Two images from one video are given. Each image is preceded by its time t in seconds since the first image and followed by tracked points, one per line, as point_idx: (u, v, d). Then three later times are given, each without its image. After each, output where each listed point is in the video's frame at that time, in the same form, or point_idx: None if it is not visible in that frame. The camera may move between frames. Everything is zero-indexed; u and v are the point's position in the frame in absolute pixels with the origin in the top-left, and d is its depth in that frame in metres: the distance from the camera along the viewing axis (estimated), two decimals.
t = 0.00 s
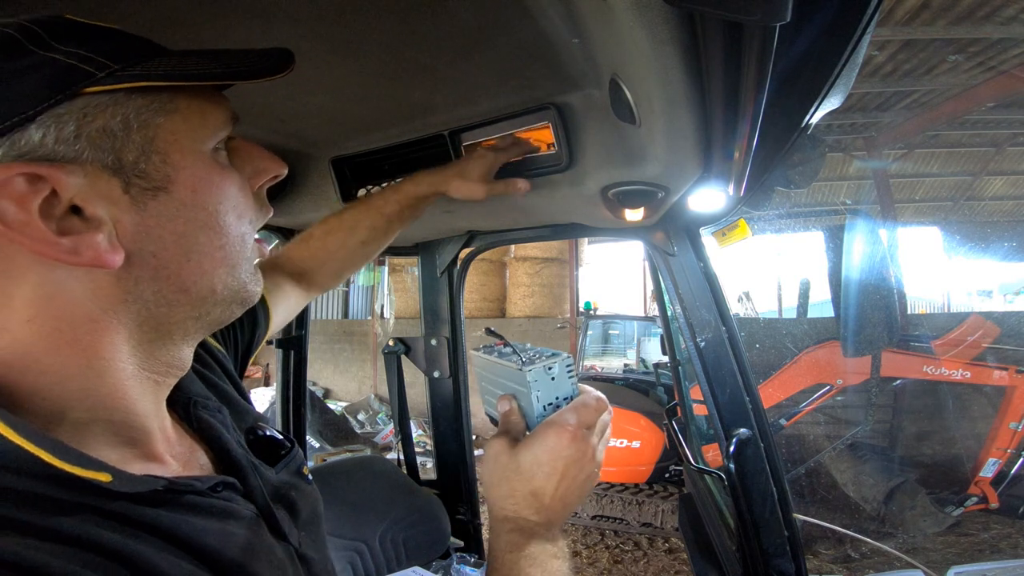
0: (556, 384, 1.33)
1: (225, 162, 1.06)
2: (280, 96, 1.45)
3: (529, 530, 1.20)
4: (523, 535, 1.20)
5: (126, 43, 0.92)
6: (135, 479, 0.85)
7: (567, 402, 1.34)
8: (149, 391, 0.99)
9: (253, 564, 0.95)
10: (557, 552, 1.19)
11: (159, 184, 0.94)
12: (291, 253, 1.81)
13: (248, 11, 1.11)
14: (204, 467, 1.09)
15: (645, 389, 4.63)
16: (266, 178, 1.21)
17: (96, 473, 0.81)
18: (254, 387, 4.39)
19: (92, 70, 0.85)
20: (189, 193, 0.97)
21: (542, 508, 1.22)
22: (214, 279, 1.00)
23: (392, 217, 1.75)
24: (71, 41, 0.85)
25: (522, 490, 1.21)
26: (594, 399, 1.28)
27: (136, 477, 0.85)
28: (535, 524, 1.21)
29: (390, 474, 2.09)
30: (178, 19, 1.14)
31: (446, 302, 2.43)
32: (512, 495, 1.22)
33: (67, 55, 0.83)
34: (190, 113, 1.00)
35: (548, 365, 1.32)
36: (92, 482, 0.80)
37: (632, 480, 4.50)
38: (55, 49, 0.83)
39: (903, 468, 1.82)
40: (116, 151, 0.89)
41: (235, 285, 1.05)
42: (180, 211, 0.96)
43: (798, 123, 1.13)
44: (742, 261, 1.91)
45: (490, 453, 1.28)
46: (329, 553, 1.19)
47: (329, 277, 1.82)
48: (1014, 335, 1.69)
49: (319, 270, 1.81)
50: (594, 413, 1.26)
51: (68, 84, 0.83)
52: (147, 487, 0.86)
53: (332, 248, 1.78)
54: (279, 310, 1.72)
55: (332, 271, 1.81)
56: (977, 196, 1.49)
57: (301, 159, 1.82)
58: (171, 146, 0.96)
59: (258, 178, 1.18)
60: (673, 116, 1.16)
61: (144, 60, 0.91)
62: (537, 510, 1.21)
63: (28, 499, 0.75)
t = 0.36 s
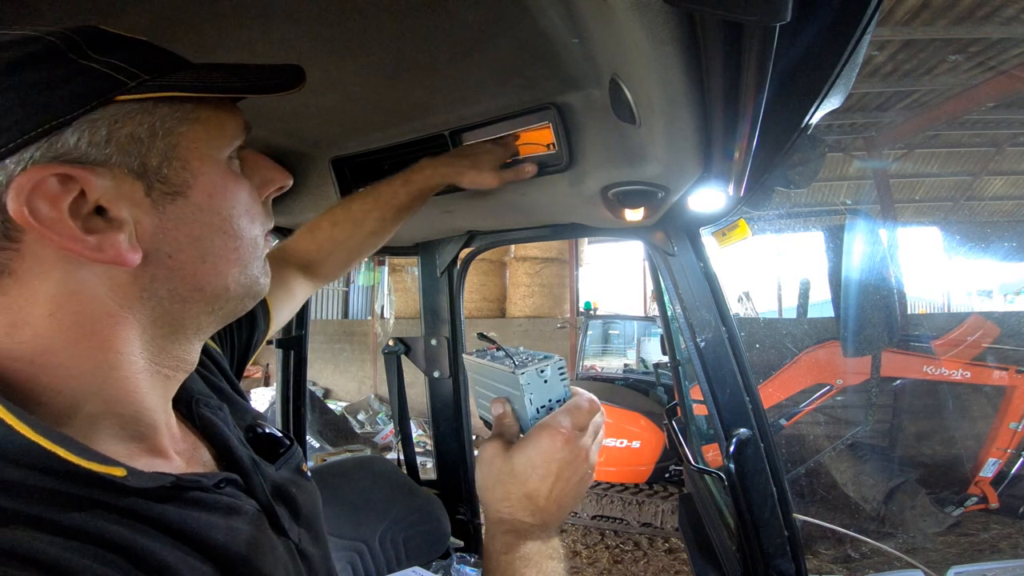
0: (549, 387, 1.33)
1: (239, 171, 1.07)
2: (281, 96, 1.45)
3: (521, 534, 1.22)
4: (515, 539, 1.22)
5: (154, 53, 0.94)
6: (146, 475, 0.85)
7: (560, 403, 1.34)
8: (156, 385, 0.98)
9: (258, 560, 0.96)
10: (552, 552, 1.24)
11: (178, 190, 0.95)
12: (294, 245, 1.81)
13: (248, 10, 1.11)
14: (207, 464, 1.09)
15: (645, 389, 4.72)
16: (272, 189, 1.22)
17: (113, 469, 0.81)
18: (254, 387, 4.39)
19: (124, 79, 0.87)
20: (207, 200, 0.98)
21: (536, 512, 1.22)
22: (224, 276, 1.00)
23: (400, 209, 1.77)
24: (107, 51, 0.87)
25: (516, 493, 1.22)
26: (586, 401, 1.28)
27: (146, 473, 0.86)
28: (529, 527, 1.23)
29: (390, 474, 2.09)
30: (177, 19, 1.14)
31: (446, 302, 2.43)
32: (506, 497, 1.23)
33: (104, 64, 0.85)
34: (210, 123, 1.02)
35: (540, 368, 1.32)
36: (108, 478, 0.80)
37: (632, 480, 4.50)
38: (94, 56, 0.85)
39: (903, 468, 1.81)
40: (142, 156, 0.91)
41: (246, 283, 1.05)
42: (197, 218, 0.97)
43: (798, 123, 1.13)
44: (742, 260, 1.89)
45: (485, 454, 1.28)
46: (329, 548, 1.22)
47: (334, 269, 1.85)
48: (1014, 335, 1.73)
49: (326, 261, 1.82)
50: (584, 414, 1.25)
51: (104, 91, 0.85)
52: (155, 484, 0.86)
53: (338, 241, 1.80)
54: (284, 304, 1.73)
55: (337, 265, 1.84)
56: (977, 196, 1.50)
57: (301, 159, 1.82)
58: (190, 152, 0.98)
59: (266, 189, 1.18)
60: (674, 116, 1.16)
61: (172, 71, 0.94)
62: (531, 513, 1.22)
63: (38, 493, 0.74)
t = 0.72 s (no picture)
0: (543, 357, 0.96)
1: (201, 187, 0.87)
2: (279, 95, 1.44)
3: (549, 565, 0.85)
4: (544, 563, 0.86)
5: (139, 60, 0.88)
6: (115, 479, 0.83)
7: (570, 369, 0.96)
8: (126, 405, 0.96)
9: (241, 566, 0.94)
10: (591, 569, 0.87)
11: (88, 191, 0.78)
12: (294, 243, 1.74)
13: (248, 10, 1.11)
14: (188, 468, 1.09)
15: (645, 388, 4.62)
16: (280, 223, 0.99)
17: (71, 475, 0.79)
18: (255, 387, 4.39)
19: (75, 71, 0.80)
20: (124, 206, 0.79)
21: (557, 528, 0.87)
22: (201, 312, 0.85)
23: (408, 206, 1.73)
24: (85, 47, 0.84)
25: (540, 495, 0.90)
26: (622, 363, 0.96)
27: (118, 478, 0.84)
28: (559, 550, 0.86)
29: (390, 475, 2.09)
30: (176, 19, 1.13)
31: (447, 302, 2.43)
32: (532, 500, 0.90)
33: (66, 57, 0.81)
34: (172, 127, 0.85)
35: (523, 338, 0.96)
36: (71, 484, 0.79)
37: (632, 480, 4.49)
38: (59, 49, 0.81)
39: (903, 468, 1.82)
40: (48, 152, 0.77)
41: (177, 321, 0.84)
42: (104, 229, 0.77)
43: (798, 123, 1.13)
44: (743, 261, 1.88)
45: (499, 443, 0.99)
46: (320, 549, 1.21)
47: (336, 268, 1.80)
48: (1013, 335, 1.79)
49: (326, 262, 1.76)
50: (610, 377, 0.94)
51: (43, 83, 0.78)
52: (129, 489, 0.84)
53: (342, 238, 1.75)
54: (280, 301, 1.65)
55: (340, 264, 1.78)
56: (977, 196, 1.50)
57: (301, 159, 1.81)
58: (122, 147, 0.81)
59: (263, 220, 0.95)
60: (674, 116, 1.16)
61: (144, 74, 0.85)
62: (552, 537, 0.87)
63: (8, 498, 0.75)
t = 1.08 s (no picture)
0: (617, 344, 1.04)
1: (150, 183, 0.87)
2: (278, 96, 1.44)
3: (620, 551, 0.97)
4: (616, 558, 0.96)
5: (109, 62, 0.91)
6: (85, 457, 0.83)
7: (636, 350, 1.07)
8: (112, 396, 0.96)
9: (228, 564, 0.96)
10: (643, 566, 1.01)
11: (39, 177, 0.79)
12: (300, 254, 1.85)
13: (248, 10, 1.10)
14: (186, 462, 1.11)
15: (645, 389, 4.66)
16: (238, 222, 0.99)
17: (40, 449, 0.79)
18: (255, 387, 4.39)
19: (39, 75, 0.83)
20: (75, 194, 0.80)
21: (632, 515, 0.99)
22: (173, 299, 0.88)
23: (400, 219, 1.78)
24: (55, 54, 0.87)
25: (632, 496, 0.98)
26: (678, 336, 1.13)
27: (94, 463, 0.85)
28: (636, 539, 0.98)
29: (390, 475, 2.09)
30: (174, 21, 1.13)
31: (447, 302, 2.42)
32: (618, 507, 0.98)
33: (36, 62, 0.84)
34: (122, 124, 0.86)
35: (601, 322, 1.01)
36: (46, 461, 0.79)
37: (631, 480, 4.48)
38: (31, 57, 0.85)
39: (903, 469, 1.82)
40: None
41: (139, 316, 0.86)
42: (51, 214, 0.78)
43: (798, 123, 1.13)
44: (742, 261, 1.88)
45: (578, 447, 1.00)
46: (317, 548, 1.23)
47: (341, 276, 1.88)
48: (1014, 335, 1.78)
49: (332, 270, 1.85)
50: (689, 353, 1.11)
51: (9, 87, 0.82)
52: (102, 470, 0.85)
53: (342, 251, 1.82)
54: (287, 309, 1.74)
55: (343, 272, 1.86)
56: (977, 196, 1.49)
57: (301, 159, 1.81)
58: (78, 140, 0.82)
59: (219, 219, 0.95)
60: (673, 116, 1.16)
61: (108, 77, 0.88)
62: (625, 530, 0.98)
63: None
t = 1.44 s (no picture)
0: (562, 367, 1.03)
1: (205, 190, 1.03)
2: (278, 97, 1.44)
3: None
4: None
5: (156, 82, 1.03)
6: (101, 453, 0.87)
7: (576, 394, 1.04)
8: (127, 385, 1.02)
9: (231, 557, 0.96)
10: None
11: (128, 183, 0.94)
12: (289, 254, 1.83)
13: (248, 11, 1.10)
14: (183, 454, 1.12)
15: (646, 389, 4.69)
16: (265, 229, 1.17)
17: (67, 440, 0.83)
18: (256, 388, 4.38)
19: (117, 91, 0.93)
20: (157, 199, 0.96)
21: None
22: (193, 292, 0.98)
23: (391, 223, 1.77)
24: (120, 77, 0.97)
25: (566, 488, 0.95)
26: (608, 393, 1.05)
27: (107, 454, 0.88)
28: None
29: (390, 474, 2.09)
30: (175, 22, 1.13)
31: (447, 302, 2.43)
32: (553, 496, 0.94)
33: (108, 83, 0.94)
34: (183, 140, 1.01)
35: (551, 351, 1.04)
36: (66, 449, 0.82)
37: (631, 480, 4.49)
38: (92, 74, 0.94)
39: (903, 468, 1.83)
40: (92, 154, 0.92)
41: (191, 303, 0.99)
42: (134, 216, 0.93)
43: (798, 123, 1.14)
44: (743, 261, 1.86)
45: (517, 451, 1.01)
46: (311, 545, 1.22)
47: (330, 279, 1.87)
48: (1013, 335, 1.82)
49: (320, 272, 1.84)
50: (608, 407, 1.02)
51: (87, 96, 0.91)
52: (121, 463, 0.88)
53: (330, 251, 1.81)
54: (275, 311, 1.72)
55: (332, 275, 1.85)
56: (977, 196, 1.51)
57: (301, 159, 1.81)
58: (153, 154, 0.97)
59: (247, 226, 1.10)
60: (674, 116, 1.16)
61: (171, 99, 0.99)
62: None
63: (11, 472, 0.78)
